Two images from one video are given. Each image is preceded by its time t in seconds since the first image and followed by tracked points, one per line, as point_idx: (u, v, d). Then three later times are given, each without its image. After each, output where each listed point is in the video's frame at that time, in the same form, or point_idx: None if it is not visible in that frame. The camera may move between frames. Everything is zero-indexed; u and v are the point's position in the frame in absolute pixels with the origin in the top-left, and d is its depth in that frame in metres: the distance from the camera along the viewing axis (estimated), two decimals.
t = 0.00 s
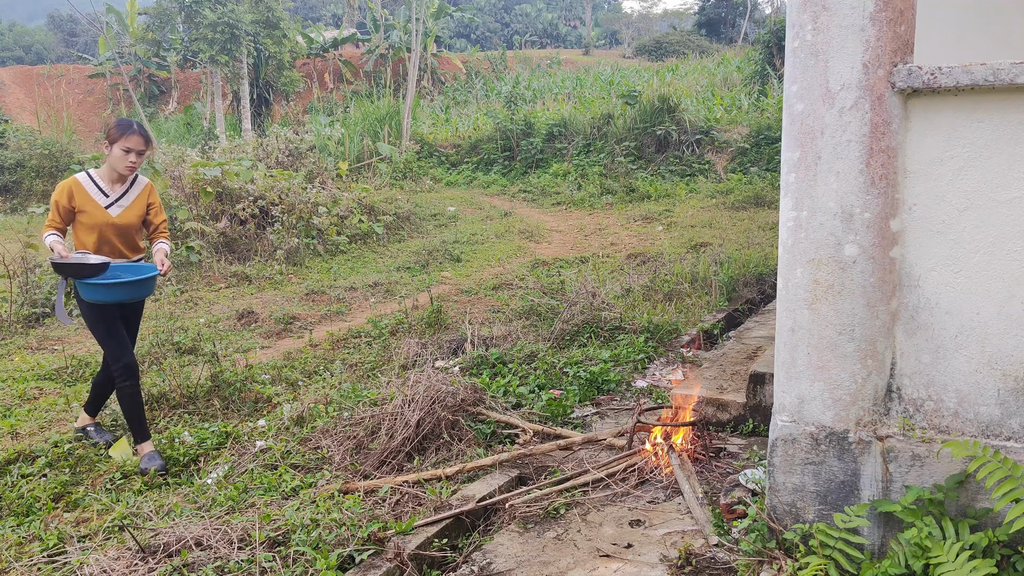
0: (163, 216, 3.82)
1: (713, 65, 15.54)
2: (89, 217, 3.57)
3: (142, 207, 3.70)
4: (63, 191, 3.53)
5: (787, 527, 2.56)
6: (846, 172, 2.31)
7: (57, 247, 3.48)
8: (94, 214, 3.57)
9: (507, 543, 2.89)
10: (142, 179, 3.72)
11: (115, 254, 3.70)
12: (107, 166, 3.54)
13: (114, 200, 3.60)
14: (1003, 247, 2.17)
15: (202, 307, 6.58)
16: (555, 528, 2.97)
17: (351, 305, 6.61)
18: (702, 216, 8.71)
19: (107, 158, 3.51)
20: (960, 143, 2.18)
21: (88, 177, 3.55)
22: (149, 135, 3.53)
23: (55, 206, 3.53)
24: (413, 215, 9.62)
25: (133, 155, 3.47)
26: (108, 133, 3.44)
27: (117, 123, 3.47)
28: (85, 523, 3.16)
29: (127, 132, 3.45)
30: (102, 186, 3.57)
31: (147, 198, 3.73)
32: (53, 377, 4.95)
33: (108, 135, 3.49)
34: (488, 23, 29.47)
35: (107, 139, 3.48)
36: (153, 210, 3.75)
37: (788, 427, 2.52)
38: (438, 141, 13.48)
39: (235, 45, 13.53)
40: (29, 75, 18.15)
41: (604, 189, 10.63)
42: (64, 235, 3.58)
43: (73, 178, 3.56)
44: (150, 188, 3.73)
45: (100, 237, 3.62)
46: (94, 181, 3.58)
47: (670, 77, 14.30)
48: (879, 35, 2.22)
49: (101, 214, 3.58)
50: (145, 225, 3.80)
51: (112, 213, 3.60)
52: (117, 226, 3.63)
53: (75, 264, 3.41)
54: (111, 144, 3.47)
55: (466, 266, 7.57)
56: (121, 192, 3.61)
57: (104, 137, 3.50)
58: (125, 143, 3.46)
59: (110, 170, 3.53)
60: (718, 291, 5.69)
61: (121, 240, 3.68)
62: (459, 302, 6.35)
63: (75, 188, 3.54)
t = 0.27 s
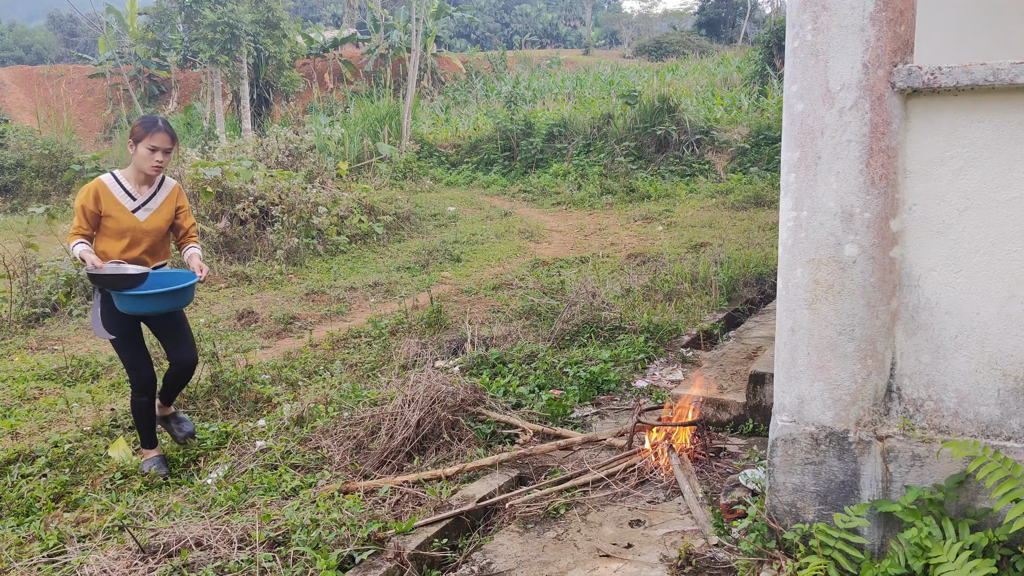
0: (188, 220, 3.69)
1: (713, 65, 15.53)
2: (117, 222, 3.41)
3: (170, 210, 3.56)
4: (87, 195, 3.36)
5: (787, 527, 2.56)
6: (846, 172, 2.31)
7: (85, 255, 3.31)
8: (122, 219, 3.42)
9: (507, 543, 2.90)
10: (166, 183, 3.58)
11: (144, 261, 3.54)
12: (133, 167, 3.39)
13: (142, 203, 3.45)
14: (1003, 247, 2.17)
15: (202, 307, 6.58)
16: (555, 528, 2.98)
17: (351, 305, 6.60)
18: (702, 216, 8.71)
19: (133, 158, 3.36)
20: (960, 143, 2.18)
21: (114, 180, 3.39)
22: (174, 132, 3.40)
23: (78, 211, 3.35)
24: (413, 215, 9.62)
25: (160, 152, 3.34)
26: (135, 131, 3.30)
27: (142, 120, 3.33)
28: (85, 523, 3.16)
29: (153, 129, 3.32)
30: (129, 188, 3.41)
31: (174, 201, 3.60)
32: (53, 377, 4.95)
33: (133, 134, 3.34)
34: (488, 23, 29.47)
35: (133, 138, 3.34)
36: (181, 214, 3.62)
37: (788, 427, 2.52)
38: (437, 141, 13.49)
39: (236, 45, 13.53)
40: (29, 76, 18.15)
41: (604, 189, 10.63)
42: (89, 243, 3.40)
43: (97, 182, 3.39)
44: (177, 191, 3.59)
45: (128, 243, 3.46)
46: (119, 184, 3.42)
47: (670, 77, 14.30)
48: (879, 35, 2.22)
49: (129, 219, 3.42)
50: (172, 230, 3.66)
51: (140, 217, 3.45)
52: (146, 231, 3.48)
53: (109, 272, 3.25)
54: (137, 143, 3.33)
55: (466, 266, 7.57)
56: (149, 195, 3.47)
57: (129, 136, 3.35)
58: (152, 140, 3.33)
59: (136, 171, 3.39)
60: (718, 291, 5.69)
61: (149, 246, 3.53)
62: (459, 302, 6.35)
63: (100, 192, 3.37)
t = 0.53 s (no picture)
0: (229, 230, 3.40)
1: (713, 65, 15.53)
2: (153, 228, 3.14)
3: (210, 215, 3.28)
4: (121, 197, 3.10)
5: (787, 527, 2.56)
6: (846, 172, 2.31)
7: (120, 263, 3.05)
8: (159, 224, 3.15)
9: (507, 543, 2.90)
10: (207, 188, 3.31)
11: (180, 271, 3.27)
12: (171, 168, 3.14)
13: (180, 207, 3.18)
14: (1003, 247, 2.17)
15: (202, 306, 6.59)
16: (555, 528, 2.98)
17: (352, 305, 6.61)
18: (701, 216, 8.71)
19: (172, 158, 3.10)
20: (960, 143, 2.18)
21: (151, 182, 3.14)
22: (215, 130, 3.16)
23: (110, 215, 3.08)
24: (413, 215, 9.62)
25: (202, 151, 3.09)
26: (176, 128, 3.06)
27: (182, 117, 3.09)
28: (85, 523, 3.16)
29: (194, 125, 3.08)
30: (167, 192, 3.15)
31: (215, 208, 3.33)
32: (53, 377, 4.95)
33: (172, 131, 3.09)
34: (488, 23, 29.46)
35: (172, 136, 3.09)
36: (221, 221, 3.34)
37: (788, 427, 2.52)
38: (437, 141, 13.49)
39: (235, 45, 13.53)
40: (29, 76, 18.15)
41: (604, 189, 10.63)
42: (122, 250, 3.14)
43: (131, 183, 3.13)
44: (218, 198, 3.31)
45: (165, 251, 3.19)
46: (157, 186, 3.15)
47: (670, 77, 14.30)
48: (880, 35, 2.22)
49: (167, 224, 3.15)
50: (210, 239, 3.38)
51: (178, 223, 3.18)
52: (184, 238, 3.21)
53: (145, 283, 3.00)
54: (177, 140, 3.08)
55: (466, 266, 7.57)
56: (188, 199, 3.20)
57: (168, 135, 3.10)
58: (194, 138, 3.08)
59: (176, 172, 3.12)
60: (718, 291, 5.69)
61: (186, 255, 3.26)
62: (459, 302, 6.35)
63: (135, 195, 3.11)
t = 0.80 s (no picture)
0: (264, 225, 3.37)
1: (713, 65, 15.53)
2: (189, 225, 3.09)
3: (247, 212, 3.24)
4: (155, 193, 3.02)
5: (787, 527, 2.56)
6: (846, 172, 2.31)
7: (156, 263, 2.98)
8: (196, 222, 3.10)
9: (507, 543, 2.90)
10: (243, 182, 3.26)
11: (217, 268, 3.23)
12: (209, 162, 3.08)
13: (218, 204, 3.13)
14: (1004, 247, 2.17)
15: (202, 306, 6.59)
16: (555, 528, 2.98)
17: (352, 305, 6.60)
18: (702, 216, 8.71)
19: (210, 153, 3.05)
20: (960, 143, 2.18)
21: (188, 177, 3.07)
22: (252, 124, 3.10)
23: (142, 213, 3.01)
24: (413, 215, 9.62)
25: (239, 145, 3.03)
26: (215, 122, 3.01)
27: (220, 110, 3.03)
28: (85, 523, 3.16)
29: (232, 120, 3.02)
30: (205, 188, 3.09)
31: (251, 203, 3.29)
32: (53, 377, 4.95)
33: (210, 124, 3.04)
34: (488, 23, 29.45)
35: (211, 130, 3.03)
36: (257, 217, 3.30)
37: (788, 427, 2.51)
38: (437, 142, 13.49)
39: (236, 45, 13.53)
40: (29, 75, 18.15)
41: (604, 189, 10.63)
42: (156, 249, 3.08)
43: (167, 179, 3.06)
44: (254, 192, 3.27)
45: (202, 249, 3.14)
46: (194, 181, 3.08)
47: (670, 77, 14.29)
48: (879, 35, 2.22)
49: (204, 221, 3.10)
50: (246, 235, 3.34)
51: (215, 220, 3.13)
52: (222, 235, 3.16)
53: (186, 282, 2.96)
54: (214, 133, 3.04)
55: (466, 266, 7.57)
56: (225, 195, 3.15)
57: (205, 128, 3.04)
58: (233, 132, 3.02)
59: (214, 166, 3.07)
60: (718, 291, 5.69)
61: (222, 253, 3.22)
62: (459, 302, 6.35)
63: (172, 192, 3.04)
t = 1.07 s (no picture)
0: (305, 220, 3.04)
1: (713, 65, 15.53)
2: (229, 223, 2.76)
3: (290, 208, 2.91)
4: (191, 187, 2.69)
5: (787, 527, 2.56)
6: (846, 172, 2.31)
7: (194, 265, 2.67)
8: (235, 219, 2.76)
9: (507, 543, 2.90)
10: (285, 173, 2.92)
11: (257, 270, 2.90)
12: (250, 153, 2.74)
13: (259, 199, 2.80)
14: (1004, 247, 2.17)
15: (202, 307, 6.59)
16: (555, 528, 2.97)
17: (352, 305, 6.60)
18: (702, 216, 8.71)
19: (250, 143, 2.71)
20: (960, 143, 2.18)
21: (227, 170, 2.74)
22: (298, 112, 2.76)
23: (177, 209, 2.69)
24: (413, 214, 9.61)
25: (284, 137, 2.69)
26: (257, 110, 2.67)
27: (261, 96, 2.69)
28: (85, 523, 3.16)
29: (277, 108, 2.67)
30: (245, 181, 2.75)
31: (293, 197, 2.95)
32: (53, 377, 4.95)
33: (251, 112, 2.70)
34: (488, 23, 29.44)
35: (251, 118, 2.69)
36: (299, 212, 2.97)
37: (788, 427, 2.51)
38: (437, 142, 13.50)
39: (236, 45, 13.53)
40: (29, 75, 18.14)
41: (604, 189, 10.63)
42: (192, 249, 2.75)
43: (203, 171, 2.73)
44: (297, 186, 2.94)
45: (242, 250, 2.81)
46: (234, 175, 2.75)
47: (670, 77, 14.30)
48: (879, 35, 2.22)
49: (245, 219, 2.77)
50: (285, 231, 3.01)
51: (257, 218, 2.80)
52: (265, 234, 2.83)
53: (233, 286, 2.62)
54: (257, 123, 2.69)
55: (466, 266, 7.57)
56: (267, 189, 2.82)
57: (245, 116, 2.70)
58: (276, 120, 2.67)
59: (255, 159, 2.73)
60: (718, 291, 5.69)
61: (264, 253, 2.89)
62: (459, 302, 6.35)
63: (209, 185, 2.71)
